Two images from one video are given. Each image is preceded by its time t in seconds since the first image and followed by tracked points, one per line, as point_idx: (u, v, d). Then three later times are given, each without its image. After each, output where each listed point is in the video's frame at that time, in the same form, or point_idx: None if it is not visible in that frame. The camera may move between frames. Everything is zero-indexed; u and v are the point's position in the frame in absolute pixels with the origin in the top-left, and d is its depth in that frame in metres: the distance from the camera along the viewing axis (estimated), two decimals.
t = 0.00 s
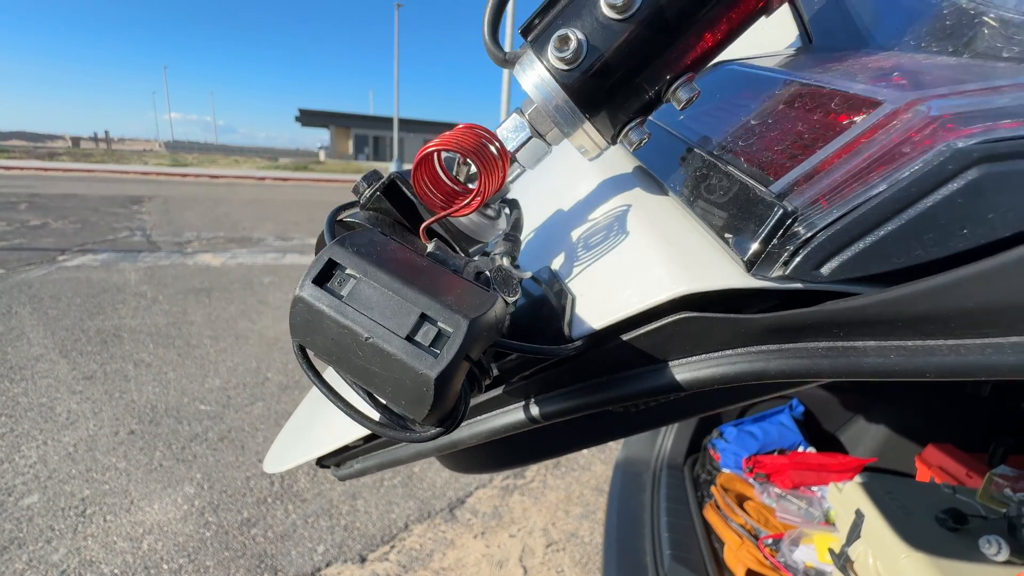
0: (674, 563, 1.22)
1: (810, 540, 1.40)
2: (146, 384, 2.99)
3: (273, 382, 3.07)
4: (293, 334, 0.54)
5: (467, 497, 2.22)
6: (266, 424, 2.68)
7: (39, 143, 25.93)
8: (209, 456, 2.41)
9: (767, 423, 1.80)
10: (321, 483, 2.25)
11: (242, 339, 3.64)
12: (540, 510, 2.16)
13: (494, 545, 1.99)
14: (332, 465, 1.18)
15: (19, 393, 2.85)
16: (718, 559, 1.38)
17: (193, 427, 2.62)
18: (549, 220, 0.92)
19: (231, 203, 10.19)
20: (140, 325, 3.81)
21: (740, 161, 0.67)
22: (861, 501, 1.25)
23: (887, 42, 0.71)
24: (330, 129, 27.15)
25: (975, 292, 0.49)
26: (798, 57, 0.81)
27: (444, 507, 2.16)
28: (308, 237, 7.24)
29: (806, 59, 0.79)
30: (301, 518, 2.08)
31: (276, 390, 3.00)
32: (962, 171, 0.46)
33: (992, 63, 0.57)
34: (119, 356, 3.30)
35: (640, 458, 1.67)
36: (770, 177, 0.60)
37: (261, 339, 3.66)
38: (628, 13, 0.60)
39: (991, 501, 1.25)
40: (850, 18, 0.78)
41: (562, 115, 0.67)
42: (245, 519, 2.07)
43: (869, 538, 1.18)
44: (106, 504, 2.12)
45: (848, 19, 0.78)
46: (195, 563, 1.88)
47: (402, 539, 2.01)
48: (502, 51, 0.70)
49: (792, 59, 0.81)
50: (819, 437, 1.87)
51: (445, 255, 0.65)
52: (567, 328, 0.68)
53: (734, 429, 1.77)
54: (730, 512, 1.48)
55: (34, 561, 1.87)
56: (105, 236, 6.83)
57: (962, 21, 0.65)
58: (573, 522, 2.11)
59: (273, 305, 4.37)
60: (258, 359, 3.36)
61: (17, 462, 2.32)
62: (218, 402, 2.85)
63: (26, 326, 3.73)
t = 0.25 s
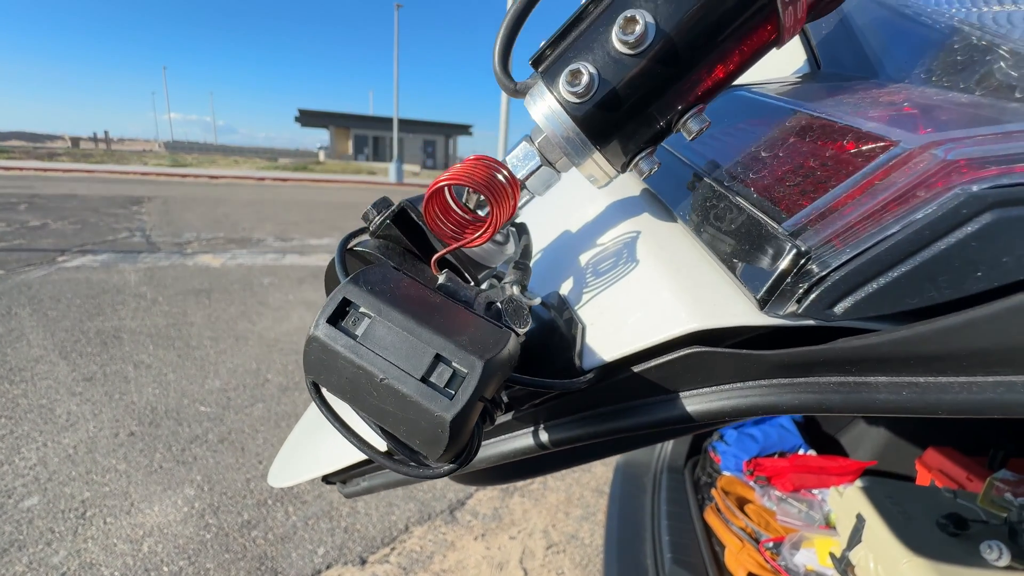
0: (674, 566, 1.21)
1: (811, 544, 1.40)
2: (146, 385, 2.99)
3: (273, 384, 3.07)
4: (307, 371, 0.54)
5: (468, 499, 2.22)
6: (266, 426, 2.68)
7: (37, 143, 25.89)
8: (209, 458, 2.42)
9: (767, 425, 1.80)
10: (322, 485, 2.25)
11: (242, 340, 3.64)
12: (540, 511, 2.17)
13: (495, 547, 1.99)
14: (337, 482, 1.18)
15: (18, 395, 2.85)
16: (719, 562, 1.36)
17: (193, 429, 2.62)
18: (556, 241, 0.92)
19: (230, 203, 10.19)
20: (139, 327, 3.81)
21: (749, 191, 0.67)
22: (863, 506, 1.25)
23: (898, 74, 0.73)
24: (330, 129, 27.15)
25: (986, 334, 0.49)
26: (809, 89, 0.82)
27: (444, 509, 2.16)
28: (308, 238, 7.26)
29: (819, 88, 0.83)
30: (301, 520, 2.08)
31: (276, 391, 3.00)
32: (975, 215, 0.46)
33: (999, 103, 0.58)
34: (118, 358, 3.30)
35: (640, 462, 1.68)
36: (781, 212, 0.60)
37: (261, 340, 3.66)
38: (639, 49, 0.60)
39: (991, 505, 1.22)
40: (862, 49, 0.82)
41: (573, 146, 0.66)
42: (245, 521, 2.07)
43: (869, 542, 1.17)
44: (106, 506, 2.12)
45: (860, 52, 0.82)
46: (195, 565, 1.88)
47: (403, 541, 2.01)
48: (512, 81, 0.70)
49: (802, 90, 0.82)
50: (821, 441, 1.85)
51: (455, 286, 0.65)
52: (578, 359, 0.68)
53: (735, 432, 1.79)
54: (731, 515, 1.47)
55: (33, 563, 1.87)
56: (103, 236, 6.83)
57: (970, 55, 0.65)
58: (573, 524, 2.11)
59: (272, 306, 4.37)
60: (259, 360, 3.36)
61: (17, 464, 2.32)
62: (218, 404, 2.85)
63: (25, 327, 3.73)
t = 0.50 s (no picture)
0: (670, 567, 1.23)
1: (806, 547, 1.45)
2: (145, 387, 3.01)
3: (272, 385, 3.09)
4: (290, 404, 0.56)
5: (466, 501, 2.25)
6: (265, 427, 2.71)
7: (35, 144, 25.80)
8: (208, 460, 2.44)
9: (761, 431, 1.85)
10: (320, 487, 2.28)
11: (242, 342, 3.66)
12: (538, 513, 2.20)
13: (493, 549, 2.01)
14: (329, 495, 1.20)
15: (18, 396, 2.87)
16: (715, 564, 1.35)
17: (193, 431, 2.64)
18: (540, 264, 0.94)
19: (230, 203, 10.21)
20: (139, 328, 3.83)
21: (722, 223, 0.69)
22: (858, 510, 1.31)
23: (870, 108, 0.76)
24: (330, 128, 27.16)
25: (942, 372, 0.51)
26: (784, 122, 0.85)
27: (443, 511, 2.18)
28: (308, 238, 7.27)
29: (796, 119, 0.86)
30: (300, 522, 2.10)
31: (275, 393, 3.02)
32: (928, 261, 0.48)
33: (959, 146, 0.60)
34: (118, 359, 3.32)
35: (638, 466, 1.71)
36: (750, 248, 0.62)
37: (260, 341, 3.69)
38: (613, 90, 0.62)
39: (987, 509, 1.26)
40: (837, 79, 0.85)
41: (551, 180, 0.68)
42: (245, 522, 2.09)
43: (864, 546, 1.23)
44: (105, 508, 2.14)
45: (835, 84, 0.86)
46: (194, 567, 1.91)
47: (401, 543, 2.03)
48: (494, 116, 0.73)
49: (778, 123, 0.85)
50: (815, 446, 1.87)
51: (437, 317, 0.67)
52: (556, 389, 0.70)
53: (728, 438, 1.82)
54: (727, 517, 1.48)
55: (33, 565, 1.89)
56: (103, 237, 6.85)
57: (932, 98, 0.69)
58: (572, 525, 2.13)
59: (272, 306, 4.40)
60: (258, 361, 3.38)
61: (17, 466, 2.34)
62: (217, 406, 2.87)
63: (26, 328, 3.75)
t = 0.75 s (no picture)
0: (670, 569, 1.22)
1: (807, 548, 1.46)
2: (145, 387, 3.01)
3: (272, 386, 3.09)
4: (292, 411, 0.56)
5: (466, 501, 2.24)
6: (265, 428, 2.70)
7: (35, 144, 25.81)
8: (208, 460, 2.43)
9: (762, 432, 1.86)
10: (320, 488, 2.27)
11: (242, 342, 3.66)
12: (539, 513, 2.19)
13: (494, 549, 2.00)
14: (330, 499, 1.19)
15: (18, 397, 2.86)
16: (715, 565, 1.33)
17: (193, 431, 2.64)
18: (542, 267, 0.93)
19: (229, 203, 10.21)
20: (139, 328, 3.83)
21: (727, 226, 0.68)
22: (860, 513, 1.31)
23: (874, 111, 0.76)
24: (330, 129, 27.17)
25: (951, 380, 0.51)
26: (789, 125, 0.84)
27: (443, 511, 2.18)
28: (307, 238, 7.27)
29: (800, 123, 0.85)
30: (301, 522, 2.10)
31: (275, 393, 3.02)
32: (937, 268, 0.47)
33: (967, 151, 0.60)
34: (118, 360, 3.32)
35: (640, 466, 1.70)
36: (756, 253, 0.61)
37: (260, 342, 3.68)
38: (617, 94, 0.61)
39: (987, 510, 1.26)
40: (841, 83, 0.85)
41: (553, 184, 0.68)
42: (245, 523, 2.08)
43: (866, 548, 1.23)
44: (105, 509, 2.14)
45: (839, 86, 0.85)
46: (194, 568, 1.90)
47: (401, 544, 2.02)
48: (497, 120, 0.72)
49: (783, 126, 0.84)
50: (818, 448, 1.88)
51: (439, 322, 0.67)
52: (558, 393, 0.69)
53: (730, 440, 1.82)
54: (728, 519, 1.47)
55: (32, 566, 1.88)
56: (103, 237, 6.84)
57: (939, 102, 0.68)
58: (572, 526, 2.13)
59: (272, 307, 4.39)
60: (258, 362, 3.38)
61: (17, 466, 2.34)
62: (217, 406, 2.86)
63: (26, 329, 3.74)
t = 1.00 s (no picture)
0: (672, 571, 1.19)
1: (811, 551, 1.37)
2: (145, 388, 2.99)
3: (273, 387, 3.07)
4: (293, 430, 0.54)
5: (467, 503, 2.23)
6: (265, 429, 2.68)
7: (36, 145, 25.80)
8: (208, 461, 2.41)
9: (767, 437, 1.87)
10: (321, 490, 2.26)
11: (242, 343, 3.64)
12: (540, 515, 2.18)
13: (494, 551, 1.98)
14: (331, 509, 1.17)
15: (18, 398, 2.84)
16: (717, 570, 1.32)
17: (193, 432, 2.62)
18: (549, 275, 0.92)
19: (230, 204, 10.19)
20: (140, 329, 3.81)
21: (740, 236, 0.66)
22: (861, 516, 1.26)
23: (891, 118, 0.74)
24: (330, 129, 27.16)
25: (979, 399, 0.49)
26: (802, 131, 0.82)
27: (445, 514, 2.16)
28: (307, 238, 7.25)
29: (814, 129, 0.83)
30: (301, 524, 2.08)
31: (275, 394, 3.00)
32: (965, 284, 0.45)
33: (992, 159, 0.58)
34: (118, 360, 3.30)
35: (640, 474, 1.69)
36: (773, 265, 0.60)
37: (261, 343, 3.66)
38: (628, 101, 0.59)
39: (991, 514, 1.23)
40: (855, 88, 0.83)
41: (561, 193, 0.66)
42: (244, 525, 2.06)
43: (868, 552, 1.20)
44: (105, 510, 2.12)
45: (853, 91, 0.83)
46: (194, 570, 1.88)
47: (401, 545, 2.00)
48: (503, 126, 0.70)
49: (796, 132, 0.82)
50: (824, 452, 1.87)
51: (444, 335, 0.65)
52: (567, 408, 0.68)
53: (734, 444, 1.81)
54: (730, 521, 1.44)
55: (31, 568, 1.86)
56: (104, 237, 6.82)
57: (960, 108, 0.66)
58: (573, 527, 2.11)
59: (273, 308, 4.38)
60: (258, 362, 3.36)
61: (16, 467, 2.32)
62: (217, 407, 2.84)
63: (26, 329, 3.72)
